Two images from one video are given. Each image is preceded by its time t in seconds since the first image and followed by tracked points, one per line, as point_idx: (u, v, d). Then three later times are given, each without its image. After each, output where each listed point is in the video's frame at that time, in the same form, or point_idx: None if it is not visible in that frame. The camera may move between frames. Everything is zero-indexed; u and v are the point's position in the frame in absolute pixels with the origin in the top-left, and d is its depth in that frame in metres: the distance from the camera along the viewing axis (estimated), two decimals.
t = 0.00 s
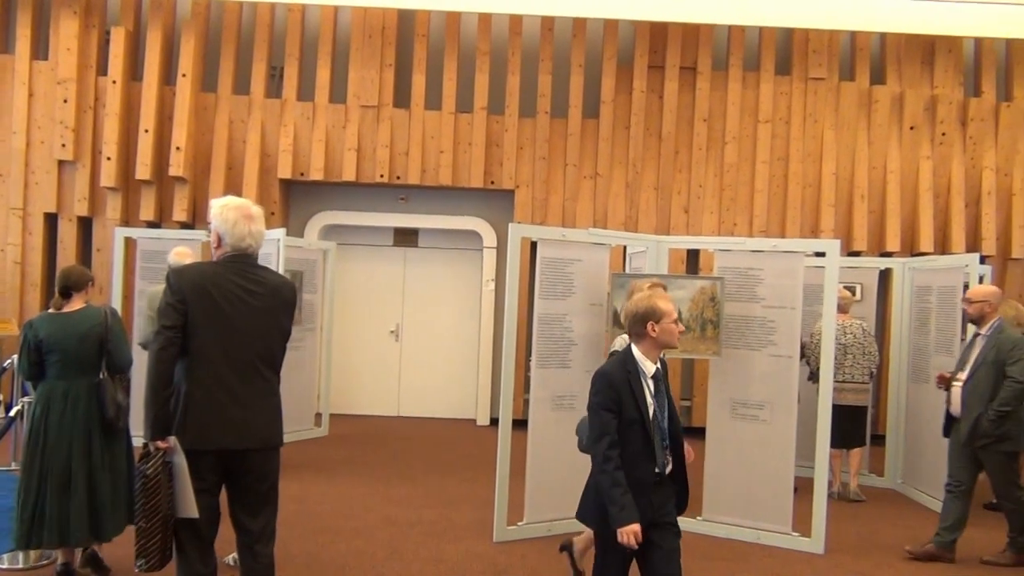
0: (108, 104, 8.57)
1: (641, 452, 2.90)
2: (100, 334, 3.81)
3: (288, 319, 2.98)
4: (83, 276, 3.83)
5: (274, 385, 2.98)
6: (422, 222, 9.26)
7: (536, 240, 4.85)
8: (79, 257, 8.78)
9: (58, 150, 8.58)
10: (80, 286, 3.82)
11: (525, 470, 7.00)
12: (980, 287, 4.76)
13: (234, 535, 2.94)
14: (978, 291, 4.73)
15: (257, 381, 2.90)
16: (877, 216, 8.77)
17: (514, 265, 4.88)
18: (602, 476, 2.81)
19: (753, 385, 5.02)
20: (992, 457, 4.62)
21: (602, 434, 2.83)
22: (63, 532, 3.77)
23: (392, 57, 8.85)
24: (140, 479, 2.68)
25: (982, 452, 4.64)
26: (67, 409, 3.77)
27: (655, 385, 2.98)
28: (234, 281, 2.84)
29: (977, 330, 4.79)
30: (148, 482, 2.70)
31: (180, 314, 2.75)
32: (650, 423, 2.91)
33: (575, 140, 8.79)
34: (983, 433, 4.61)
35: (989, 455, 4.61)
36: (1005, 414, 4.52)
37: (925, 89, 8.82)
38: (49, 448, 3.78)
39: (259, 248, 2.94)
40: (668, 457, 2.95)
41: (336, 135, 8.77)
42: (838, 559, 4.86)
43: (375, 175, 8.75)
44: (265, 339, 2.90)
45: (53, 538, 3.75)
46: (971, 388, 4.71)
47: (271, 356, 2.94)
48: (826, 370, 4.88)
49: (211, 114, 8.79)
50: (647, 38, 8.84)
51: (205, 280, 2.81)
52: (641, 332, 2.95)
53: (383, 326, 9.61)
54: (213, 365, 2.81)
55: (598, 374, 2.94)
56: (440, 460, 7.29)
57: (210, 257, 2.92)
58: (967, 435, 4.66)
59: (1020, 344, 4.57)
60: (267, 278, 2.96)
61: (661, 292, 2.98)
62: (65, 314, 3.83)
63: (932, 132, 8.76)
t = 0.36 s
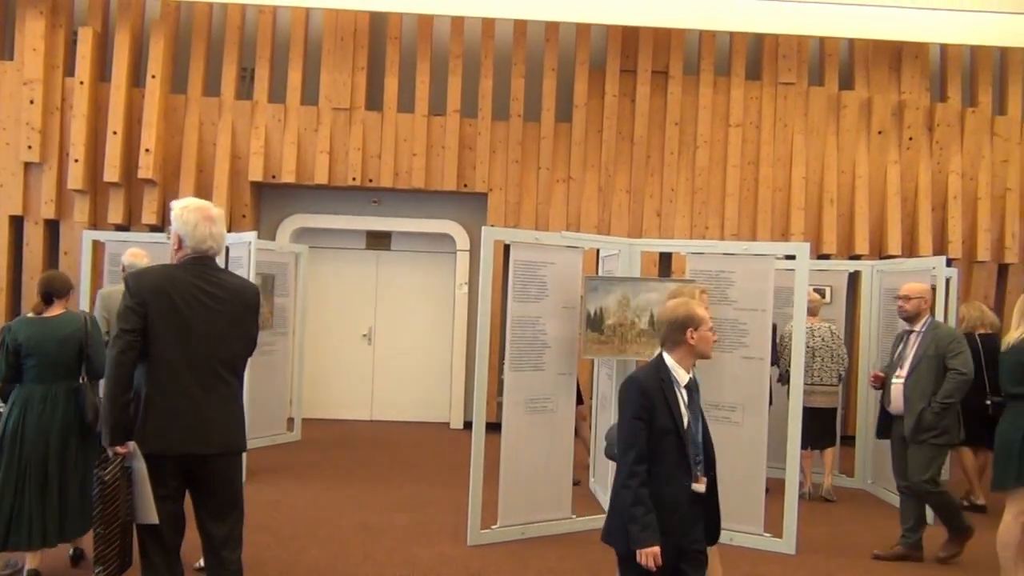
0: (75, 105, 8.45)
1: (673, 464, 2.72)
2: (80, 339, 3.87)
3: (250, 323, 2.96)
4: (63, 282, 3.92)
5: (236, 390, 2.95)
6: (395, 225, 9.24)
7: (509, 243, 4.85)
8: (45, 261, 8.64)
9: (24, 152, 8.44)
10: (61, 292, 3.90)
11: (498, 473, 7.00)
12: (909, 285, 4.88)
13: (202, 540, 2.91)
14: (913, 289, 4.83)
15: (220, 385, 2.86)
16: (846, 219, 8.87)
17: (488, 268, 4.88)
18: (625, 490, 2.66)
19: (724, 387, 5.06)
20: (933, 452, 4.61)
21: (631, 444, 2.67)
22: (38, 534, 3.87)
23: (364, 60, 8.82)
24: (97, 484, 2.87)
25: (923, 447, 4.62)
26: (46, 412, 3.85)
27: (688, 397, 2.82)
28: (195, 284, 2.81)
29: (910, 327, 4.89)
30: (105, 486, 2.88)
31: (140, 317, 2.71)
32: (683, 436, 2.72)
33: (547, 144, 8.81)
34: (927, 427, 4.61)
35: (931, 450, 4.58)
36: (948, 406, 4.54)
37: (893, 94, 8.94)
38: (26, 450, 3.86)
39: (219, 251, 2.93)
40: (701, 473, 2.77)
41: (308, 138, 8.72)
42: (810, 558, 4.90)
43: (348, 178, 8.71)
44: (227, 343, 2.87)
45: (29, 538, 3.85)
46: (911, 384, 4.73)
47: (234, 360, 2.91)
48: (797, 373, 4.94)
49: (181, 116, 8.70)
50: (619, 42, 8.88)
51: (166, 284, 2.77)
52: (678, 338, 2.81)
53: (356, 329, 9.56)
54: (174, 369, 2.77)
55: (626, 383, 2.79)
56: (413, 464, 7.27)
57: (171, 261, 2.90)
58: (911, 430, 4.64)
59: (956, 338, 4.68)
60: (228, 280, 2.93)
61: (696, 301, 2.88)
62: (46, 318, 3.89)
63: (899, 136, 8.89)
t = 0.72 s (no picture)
0: (54, 108, 8.38)
1: (727, 483, 2.67)
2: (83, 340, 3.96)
3: (220, 325, 2.94)
4: (64, 285, 3.97)
5: (208, 394, 2.93)
6: (377, 228, 9.22)
7: (491, 247, 4.84)
8: (23, 265, 8.56)
9: (2, 155, 8.36)
10: (64, 295, 3.96)
11: (481, 477, 6.99)
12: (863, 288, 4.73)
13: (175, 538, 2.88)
14: (869, 293, 4.69)
15: (190, 388, 2.85)
16: (827, 223, 8.93)
17: (470, 271, 4.88)
18: (674, 515, 2.61)
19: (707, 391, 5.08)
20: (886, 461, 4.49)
21: (682, 467, 2.60)
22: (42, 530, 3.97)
23: (347, 63, 8.80)
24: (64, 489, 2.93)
25: (877, 455, 4.49)
26: (49, 411, 3.94)
27: (738, 408, 2.76)
28: (163, 286, 2.81)
29: (864, 332, 4.74)
30: (72, 491, 2.94)
31: (106, 320, 2.71)
32: (737, 454, 2.66)
33: (530, 147, 8.83)
34: (883, 435, 4.48)
35: (886, 459, 4.46)
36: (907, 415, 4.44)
37: (873, 98, 9.02)
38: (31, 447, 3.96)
39: (187, 255, 2.94)
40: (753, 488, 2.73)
41: (290, 141, 8.69)
42: (792, 560, 4.93)
43: (330, 181, 8.68)
44: (196, 345, 2.86)
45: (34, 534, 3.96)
46: (868, 390, 4.59)
47: (205, 363, 2.89)
48: (778, 376, 4.97)
49: (162, 119, 8.65)
50: (602, 46, 8.90)
51: (133, 286, 2.76)
52: (733, 349, 2.73)
53: (339, 332, 9.53)
54: (141, 372, 2.76)
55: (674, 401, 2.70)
56: (396, 468, 7.24)
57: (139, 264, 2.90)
58: (869, 438, 4.49)
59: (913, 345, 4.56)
60: (199, 284, 2.93)
61: (743, 308, 2.81)
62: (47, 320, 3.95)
63: (879, 140, 8.96)
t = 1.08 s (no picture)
0: (39, 109, 8.32)
1: (794, 500, 2.56)
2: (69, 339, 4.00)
3: (201, 327, 2.96)
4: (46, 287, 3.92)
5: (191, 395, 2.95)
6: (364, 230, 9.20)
7: (478, 248, 4.84)
8: (6, 266, 8.49)
9: None
10: (45, 298, 3.93)
11: (467, 480, 6.97)
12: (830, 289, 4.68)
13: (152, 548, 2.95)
14: (836, 293, 4.63)
15: (174, 389, 2.87)
16: (813, 225, 8.98)
17: (458, 273, 4.87)
18: (750, 542, 2.47)
19: (693, 393, 5.09)
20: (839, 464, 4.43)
21: (755, 487, 2.47)
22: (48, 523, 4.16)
23: (334, 64, 8.78)
24: (43, 486, 2.85)
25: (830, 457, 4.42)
26: (37, 411, 4.00)
27: (792, 421, 2.65)
28: (146, 289, 2.83)
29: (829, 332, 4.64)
30: (50, 489, 2.87)
31: (88, 322, 2.73)
32: (799, 469, 2.57)
33: (518, 149, 8.83)
34: (837, 437, 4.42)
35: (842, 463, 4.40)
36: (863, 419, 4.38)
37: (858, 102, 9.07)
38: (22, 447, 4.04)
39: (170, 261, 2.96)
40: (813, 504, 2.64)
41: (277, 142, 8.66)
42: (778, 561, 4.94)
43: (317, 183, 8.65)
44: (179, 347, 2.88)
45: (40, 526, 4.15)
46: (828, 390, 4.53)
47: (188, 365, 2.92)
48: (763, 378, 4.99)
49: (148, 120, 8.61)
50: (590, 48, 8.91)
51: (115, 289, 2.78)
52: (783, 356, 2.63)
53: (326, 334, 9.49)
54: (124, 373, 2.77)
55: (732, 418, 2.55)
56: (383, 471, 7.22)
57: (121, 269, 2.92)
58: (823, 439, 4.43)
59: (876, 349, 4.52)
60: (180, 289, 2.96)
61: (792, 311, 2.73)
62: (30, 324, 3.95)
63: (865, 144, 9.01)
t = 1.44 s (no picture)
0: (22, 108, 8.26)
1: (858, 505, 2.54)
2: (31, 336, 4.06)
3: (188, 327, 3.13)
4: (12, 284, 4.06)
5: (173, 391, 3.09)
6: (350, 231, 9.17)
7: (465, 249, 4.84)
8: None
9: None
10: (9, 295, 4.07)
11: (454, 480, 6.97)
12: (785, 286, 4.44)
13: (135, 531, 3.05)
14: (791, 291, 4.39)
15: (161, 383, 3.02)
16: (798, 227, 9.02)
17: (444, 274, 4.86)
18: (850, 552, 2.39)
19: (679, 394, 5.10)
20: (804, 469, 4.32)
21: (847, 498, 2.40)
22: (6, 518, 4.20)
23: (321, 65, 8.76)
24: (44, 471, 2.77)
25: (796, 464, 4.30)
26: None
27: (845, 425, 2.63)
28: (143, 287, 2.98)
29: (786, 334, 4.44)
30: (50, 474, 2.79)
31: (90, 315, 2.85)
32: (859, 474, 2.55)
33: (505, 151, 8.83)
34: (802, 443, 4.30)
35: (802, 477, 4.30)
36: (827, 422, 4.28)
37: (843, 105, 9.12)
38: None
39: (167, 263, 3.11)
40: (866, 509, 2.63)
41: (263, 143, 8.63)
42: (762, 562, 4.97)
43: (303, 183, 8.62)
44: (168, 344, 3.03)
45: None
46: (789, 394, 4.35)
47: (174, 361, 3.07)
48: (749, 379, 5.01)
49: (133, 120, 8.56)
50: (577, 50, 8.92)
51: (115, 285, 2.93)
52: (838, 358, 2.60)
53: (312, 335, 9.46)
54: (119, 365, 2.91)
55: (810, 426, 2.46)
56: (369, 472, 7.21)
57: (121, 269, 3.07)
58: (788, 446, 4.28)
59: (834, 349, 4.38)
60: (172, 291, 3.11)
61: (852, 316, 2.70)
62: None
63: (850, 147, 9.06)
